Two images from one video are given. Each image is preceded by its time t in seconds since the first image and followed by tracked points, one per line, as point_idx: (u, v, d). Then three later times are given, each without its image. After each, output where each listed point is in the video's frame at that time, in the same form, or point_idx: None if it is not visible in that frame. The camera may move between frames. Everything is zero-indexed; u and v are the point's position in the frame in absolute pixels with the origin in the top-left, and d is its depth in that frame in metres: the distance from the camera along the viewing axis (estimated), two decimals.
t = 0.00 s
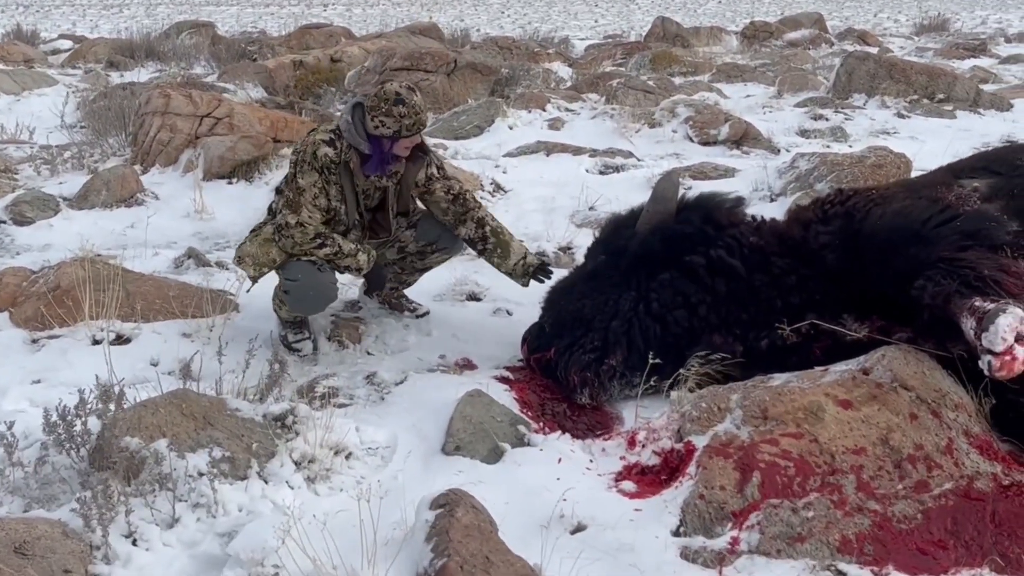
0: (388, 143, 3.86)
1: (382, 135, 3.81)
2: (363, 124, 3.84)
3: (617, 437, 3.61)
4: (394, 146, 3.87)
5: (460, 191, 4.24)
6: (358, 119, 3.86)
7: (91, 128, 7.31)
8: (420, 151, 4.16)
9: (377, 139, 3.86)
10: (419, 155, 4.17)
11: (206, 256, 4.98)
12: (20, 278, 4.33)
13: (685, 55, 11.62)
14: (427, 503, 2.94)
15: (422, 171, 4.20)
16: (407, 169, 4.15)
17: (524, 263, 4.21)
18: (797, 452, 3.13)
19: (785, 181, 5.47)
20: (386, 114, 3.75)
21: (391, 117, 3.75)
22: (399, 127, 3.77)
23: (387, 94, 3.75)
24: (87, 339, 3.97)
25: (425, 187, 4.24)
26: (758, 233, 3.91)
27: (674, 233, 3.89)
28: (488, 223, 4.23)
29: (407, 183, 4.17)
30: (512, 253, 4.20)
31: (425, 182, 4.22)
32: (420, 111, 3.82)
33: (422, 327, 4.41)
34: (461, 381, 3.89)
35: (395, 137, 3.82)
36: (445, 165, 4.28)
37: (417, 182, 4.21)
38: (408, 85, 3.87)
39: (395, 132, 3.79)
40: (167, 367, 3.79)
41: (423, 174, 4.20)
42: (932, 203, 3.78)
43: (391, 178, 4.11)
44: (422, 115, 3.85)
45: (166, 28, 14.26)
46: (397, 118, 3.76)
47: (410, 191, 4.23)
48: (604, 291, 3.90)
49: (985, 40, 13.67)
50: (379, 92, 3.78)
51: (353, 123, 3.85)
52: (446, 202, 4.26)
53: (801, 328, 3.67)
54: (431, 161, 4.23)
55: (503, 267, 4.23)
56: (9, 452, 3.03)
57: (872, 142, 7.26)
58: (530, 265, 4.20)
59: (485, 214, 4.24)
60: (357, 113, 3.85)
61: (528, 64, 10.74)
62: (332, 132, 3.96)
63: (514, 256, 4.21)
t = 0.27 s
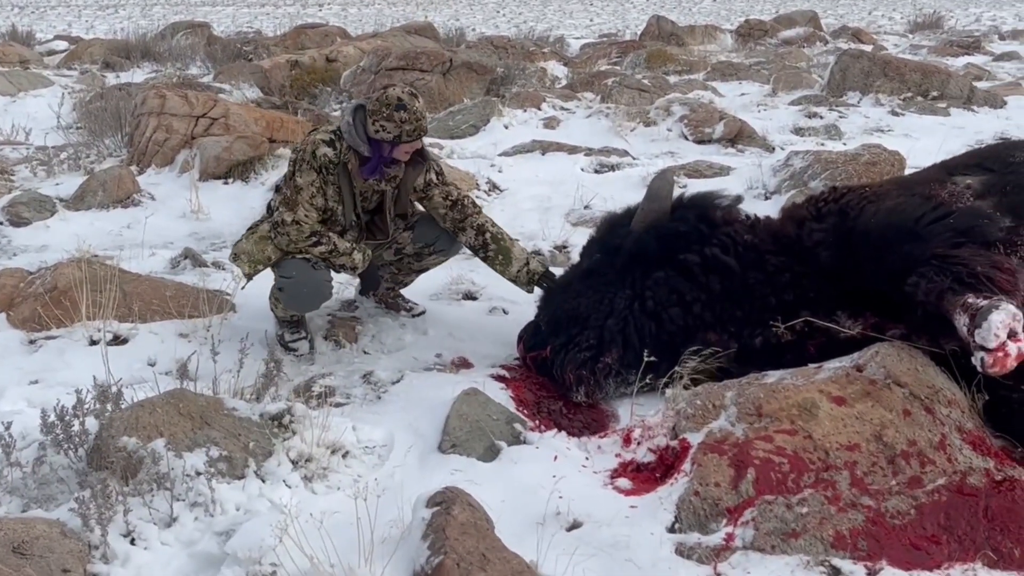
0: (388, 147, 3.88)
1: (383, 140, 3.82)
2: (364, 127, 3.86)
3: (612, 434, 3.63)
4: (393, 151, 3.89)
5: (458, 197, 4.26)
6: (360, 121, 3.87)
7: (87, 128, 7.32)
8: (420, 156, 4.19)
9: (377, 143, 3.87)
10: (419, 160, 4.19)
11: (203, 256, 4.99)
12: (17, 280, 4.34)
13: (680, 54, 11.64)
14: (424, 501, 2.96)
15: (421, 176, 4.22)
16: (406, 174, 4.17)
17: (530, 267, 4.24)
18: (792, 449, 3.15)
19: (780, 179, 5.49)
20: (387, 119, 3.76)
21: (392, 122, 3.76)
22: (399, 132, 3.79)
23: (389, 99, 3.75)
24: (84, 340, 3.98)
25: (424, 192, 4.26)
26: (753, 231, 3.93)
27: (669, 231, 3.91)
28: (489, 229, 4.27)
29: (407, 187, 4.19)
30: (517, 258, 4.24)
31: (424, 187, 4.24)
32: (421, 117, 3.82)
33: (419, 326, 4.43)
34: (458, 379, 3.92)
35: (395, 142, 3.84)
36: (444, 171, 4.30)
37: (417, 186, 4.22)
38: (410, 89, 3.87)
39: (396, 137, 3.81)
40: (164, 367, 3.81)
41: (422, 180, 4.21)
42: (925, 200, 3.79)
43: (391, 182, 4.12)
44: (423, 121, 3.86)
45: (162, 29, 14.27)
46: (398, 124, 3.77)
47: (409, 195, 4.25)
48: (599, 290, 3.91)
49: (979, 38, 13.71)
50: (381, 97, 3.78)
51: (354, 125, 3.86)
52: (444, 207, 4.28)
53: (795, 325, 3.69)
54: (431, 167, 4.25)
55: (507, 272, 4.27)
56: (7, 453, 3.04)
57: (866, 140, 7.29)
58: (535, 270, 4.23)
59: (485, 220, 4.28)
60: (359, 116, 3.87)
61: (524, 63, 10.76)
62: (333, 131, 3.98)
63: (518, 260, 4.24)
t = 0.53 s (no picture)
0: (382, 149, 3.87)
1: (377, 142, 3.82)
2: (357, 129, 3.85)
3: (607, 432, 3.65)
4: (388, 152, 3.89)
5: (453, 196, 4.28)
6: (353, 123, 3.87)
7: (83, 130, 7.33)
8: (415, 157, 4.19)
9: (371, 145, 3.87)
10: (413, 161, 4.19)
11: (198, 257, 5.00)
12: (13, 281, 4.35)
13: (675, 53, 11.66)
14: (419, 500, 2.98)
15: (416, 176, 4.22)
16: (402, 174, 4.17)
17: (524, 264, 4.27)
18: (785, 446, 3.18)
19: (773, 177, 5.51)
20: (380, 121, 3.76)
21: (385, 124, 3.76)
22: (392, 134, 3.78)
23: (382, 101, 3.75)
24: (81, 341, 4.00)
25: (420, 191, 4.27)
26: (746, 229, 3.95)
27: (663, 230, 3.93)
28: (484, 227, 4.30)
29: (403, 188, 4.19)
30: (512, 257, 4.27)
31: (418, 186, 4.25)
32: (415, 118, 3.82)
33: (414, 325, 4.44)
34: (453, 378, 3.94)
35: (388, 144, 3.83)
36: (438, 171, 4.32)
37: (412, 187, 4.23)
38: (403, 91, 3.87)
39: (389, 139, 3.80)
40: (160, 368, 3.82)
41: (417, 180, 4.22)
42: (916, 199, 3.82)
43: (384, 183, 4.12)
44: (416, 123, 3.86)
45: (157, 30, 14.27)
46: (391, 126, 3.77)
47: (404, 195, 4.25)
48: (594, 289, 3.93)
49: (973, 36, 13.74)
50: (374, 99, 3.78)
51: (348, 127, 3.86)
52: (439, 206, 4.29)
53: (789, 323, 3.71)
54: (426, 166, 4.26)
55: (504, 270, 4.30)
56: (4, 454, 3.06)
57: (860, 138, 7.31)
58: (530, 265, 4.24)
59: (480, 218, 4.30)
60: (353, 118, 3.86)
61: (519, 63, 10.77)
62: (327, 133, 3.98)
63: (514, 257, 4.28)
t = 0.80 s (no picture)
0: (373, 149, 3.90)
1: (367, 142, 3.84)
2: (348, 128, 3.88)
3: (601, 431, 3.67)
4: (379, 152, 3.91)
5: (445, 196, 4.30)
6: (344, 123, 3.89)
7: (78, 131, 7.34)
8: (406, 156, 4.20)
9: (362, 144, 3.90)
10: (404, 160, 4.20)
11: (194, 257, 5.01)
12: (9, 283, 4.36)
13: (669, 52, 11.68)
14: (414, 498, 3.00)
15: (408, 175, 4.24)
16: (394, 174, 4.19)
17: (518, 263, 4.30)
18: (777, 443, 3.20)
19: (766, 176, 5.53)
20: (370, 121, 3.78)
21: (375, 124, 3.78)
22: (382, 134, 3.81)
23: (372, 102, 3.77)
24: (76, 342, 4.01)
25: (412, 190, 4.29)
26: (739, 228, 3.96)
27: (656, 228, 3.94)
28: (476, 226, 4.33)
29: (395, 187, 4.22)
30: (506, 257, 4.30)
31: (410, 186, 4.28)
32: (404, 118, 3.84)
33: (409, 325, 4.46)
34: (448, 377, 3.96)
35: (378, 143, 3.86)
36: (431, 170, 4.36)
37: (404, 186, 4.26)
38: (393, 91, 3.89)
39: (379, 139, 3.83)
40: (156, 368, 3.84)
41: (409, 179, 4.25)
42: (909, 197, 3.84)
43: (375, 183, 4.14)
44: (406, 122, 3.88)
45: (152, 31, 14.27)
46: (381, 126, 3.79)
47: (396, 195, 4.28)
48: (587, 288, 3.95)
49: (966, 34, 13.77)
50: (364, 99, 3.80)
51: (339, 126, 3.89)
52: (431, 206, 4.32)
53: (781, 321, 3.73)
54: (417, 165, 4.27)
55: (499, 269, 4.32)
56: (0, 455, 3.07)
57: (853, 136, 7.34)
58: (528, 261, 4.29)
59: (472, 216, 4.33)
60: (344, 117, 3.89)
61: (513, 62, 10.79)
62: (319, 132, 4.00)
63: (508, 256, 4.30)
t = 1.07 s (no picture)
0: (363, 147, 3.93)
1: (357, 140, 3.87)
2: (338, 127, 3.91)
3: (593, 428, 3.69)
4: (369, 150, 3.94)
5: (435, 192, 4.31)
6: (334, 122, 3.93)
7: (72, 131, 7.34)
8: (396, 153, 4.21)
9: (352, 143, 3.92)
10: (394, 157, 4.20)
11: (188, 257, 5.03)
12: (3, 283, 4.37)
13: (662, 50, 11.70)
14: (408, 496, 3.02)
15: (398, 171, 4.26)
16: (384, 171, 4.20)
17: (508, 259, 4.31)
18: (768, 440, 3.22)
19: (759, 174, 5.55)
20: (359, 120, 3.81)
21: (364, 123, 3.81)
22: (371, 132, 3.83)
23: (360, 100, 3.80)
24: (71, 341, 4.02)
25: (402, 186, 4.31)
26: (731, 226, 3.98)
27: (649, 226, 3.96)
28: (466, 223, 4.32)
29: (385, 184, 4.23)
30: (494, 253, 4.29)
31: (402, 182, 4.29)
32: (393, 116, 3.87)
33: (403, 324, 4.47)
34: (442, 376, 3.97)
35: (368, 142, 3.89)
36: (422, 168, 4.37)
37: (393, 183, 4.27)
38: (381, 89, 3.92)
39: (368, 137, 3.85)
40: (151, 368, 3.85)
41: (399, 176, 4.26)
42: (900, 193, 3.82)
43: (365, 180, 4.16)
44: (395, 120, 3.91)
45: (146, 30, 14.26)
46: (370, 125, 3.81)
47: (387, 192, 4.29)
48: (581, 286, 3.97)
49: (958, 32, 13.81)
50: (352, 98, 3.83)
51: (329, 125, 3.92)
52: (421, 203, 4.33)
53: (773, 319, 3.74)
54: (407, 162, 4.28)
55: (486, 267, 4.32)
56: None
57: (845, 134, 7.36)
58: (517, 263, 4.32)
59: (461, 212, 4.33)
60: (333, 116, 3.92)
61: (507, 61, 10.80)
62: (308, 132, 4.02)
63: (497, 251, 4.31)
